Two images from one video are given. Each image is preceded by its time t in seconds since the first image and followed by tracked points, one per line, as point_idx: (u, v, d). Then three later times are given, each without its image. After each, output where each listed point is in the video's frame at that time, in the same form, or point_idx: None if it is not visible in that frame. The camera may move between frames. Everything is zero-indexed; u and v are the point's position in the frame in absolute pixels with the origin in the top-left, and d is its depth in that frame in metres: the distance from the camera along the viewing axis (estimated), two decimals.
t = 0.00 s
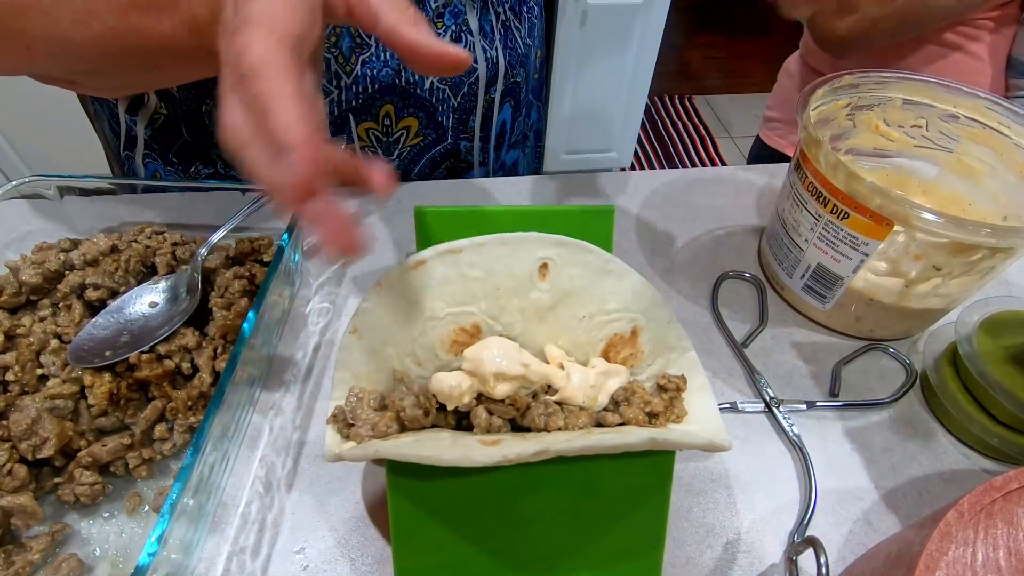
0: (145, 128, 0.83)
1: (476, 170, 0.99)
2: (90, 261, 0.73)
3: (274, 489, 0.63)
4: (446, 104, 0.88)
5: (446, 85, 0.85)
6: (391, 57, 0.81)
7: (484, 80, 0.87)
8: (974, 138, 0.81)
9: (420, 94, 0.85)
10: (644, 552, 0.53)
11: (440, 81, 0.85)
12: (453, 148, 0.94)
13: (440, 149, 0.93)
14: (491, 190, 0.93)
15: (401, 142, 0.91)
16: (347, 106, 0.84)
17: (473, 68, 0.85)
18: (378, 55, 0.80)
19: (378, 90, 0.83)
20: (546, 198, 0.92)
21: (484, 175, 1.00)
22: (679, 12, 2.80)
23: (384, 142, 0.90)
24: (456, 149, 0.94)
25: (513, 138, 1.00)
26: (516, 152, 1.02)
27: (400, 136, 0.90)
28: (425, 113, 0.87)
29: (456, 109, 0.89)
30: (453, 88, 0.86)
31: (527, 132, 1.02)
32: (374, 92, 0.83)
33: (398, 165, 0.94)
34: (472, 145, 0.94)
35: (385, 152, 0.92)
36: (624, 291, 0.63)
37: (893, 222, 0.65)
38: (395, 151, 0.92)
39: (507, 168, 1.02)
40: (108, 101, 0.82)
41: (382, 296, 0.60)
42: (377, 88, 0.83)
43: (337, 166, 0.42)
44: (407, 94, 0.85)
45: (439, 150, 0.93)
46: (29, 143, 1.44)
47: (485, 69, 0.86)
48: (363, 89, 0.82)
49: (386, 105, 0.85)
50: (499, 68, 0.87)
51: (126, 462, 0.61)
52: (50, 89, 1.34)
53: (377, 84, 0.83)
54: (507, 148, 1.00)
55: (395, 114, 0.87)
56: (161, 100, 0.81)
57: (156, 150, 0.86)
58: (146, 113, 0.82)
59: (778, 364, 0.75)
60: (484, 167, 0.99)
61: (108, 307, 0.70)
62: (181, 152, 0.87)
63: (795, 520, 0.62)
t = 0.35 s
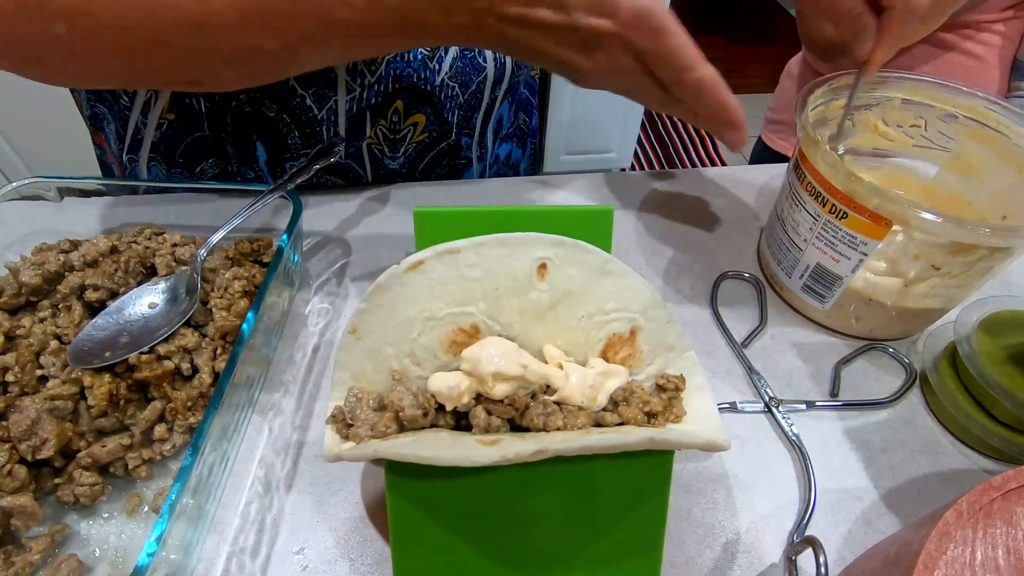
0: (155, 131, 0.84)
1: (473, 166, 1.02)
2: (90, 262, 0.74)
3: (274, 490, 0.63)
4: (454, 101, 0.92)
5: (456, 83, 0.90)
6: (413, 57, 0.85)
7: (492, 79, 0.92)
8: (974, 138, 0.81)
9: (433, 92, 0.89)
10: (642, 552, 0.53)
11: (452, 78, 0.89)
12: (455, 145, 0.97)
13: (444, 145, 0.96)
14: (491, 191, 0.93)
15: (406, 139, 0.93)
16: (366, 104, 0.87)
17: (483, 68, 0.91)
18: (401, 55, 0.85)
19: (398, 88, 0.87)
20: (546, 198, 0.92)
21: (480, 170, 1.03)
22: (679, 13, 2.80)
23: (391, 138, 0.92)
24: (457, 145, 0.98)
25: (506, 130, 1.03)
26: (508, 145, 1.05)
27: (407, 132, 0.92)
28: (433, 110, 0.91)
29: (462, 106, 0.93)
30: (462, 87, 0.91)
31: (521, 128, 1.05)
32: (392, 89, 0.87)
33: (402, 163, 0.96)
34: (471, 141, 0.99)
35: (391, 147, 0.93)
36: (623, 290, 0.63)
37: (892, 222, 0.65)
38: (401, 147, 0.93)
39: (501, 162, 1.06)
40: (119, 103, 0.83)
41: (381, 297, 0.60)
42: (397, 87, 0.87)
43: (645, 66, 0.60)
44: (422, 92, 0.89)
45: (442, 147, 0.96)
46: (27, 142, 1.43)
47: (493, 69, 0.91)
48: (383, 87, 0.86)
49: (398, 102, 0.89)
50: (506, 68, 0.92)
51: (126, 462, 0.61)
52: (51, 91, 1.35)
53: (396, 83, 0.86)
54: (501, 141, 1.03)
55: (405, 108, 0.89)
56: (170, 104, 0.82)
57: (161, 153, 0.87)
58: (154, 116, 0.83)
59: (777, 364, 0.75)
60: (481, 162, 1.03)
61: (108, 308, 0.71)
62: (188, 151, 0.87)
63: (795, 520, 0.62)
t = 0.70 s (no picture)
0: (167, 127, 0.84)
1: (482, 167, 1.02)
2: (90, 263, 0.74)
3: (274, 491, 0.63)
4: (462, 101, 0.92)
5: (465, 83, 0.90)
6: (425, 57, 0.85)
7: (501, 80, 0.92)
8: (973, 136, 0.81)
9: (441, 91, 0.89)
10: (643, 552, 0.53)
11: (461, 78, 0.89)
12: (464, 145, 0.97)
13: (452, 145, 0.96)
14: (491, 191, 0.93)
15: (414, 139, 0.93)
16: (376, 102, 0.87)
17: (492, 69, 0.90)
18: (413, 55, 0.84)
19: (406, 87, 0.87)
20: (546, 198, 0.92)
21: (489, 171, 1.03)
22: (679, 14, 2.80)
23: (400, 138, 0.92)
24: (466, 146, 0.97)
25: (516, 132, 1.03)
26: (517, 146, 1.04)
27: (416, 132, 0.92)
28: (441, 109, 0.91)
29: (471, 106, 0.93)
30: (471, 86, 0.91)
31: (529, 129, 1.04)
32: (401, 88, 0.87)
33: (410, 163, 0.96)
34: (480, 142, 0.98)
35: (399, 147, 0.93)
36: (624, 290, 0.63)
37: (890, 221, 0.65)
38: (410, 147, 0.94)
39: (509, 163, 1.05)
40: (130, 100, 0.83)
41: (381, 297, 0.60)
42: (406, 86, 0.87)
43: (699, 91, 0.63)
44: (430, 91, 0.88)
45: (450, 147, 0.96)
46: (27, 142, 1.43)
47: (503, 69, 0.91)
48: (393, 86, 0.86)
49: (407, 101, 0.89)
50: (515, 69, 0.92)
51: (126, 463, 0.61)
52: (50, 91, 1.35)
53: (406, 82, 0.86)
54: (510, 142, 1.02)
55: (414, 108, 0.89)
56: (181, 99, 0.82)
57: (172, 149, 0.87)
58: (165, 112, 0.83)
59: (778, 364, 0.75)
60: (489, 163, 1.02)
61: (108, 309, 0.71)
62: (200, 147, 0.87)
63: (796, 520, 0.62)
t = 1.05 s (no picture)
0: (172, 127, 0.84)
1: (485, 169, 1.02)
2: (93, 265, 0.74)
3: (277, 492, 0.63)
4: (465, 102, 0.92)
5: (467, 83, 0.90)
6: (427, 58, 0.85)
7: (504, 81, 0.92)
8: (965, 135, 0.82)
9: (442, 91, 0.89)
10: (646, 553, 0.53)
11: (463, 79, 0.89)
12: (467, 147, 0.97)
13: (455, 146, 0.97)
14: (493, 192, 0.93)
15: (418, 140, 0.93)
16: (378, 102, 0.87)
17: (494, 69, 0.90)
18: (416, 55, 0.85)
19: (408, 87, 0.87)
20: (547, 199, 0.92)
21: (492, 173, 1.03)
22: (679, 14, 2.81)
23: (402, 139, 0.92)
24: (469, 147, 0.98)
25: (521, 133, 1.03)
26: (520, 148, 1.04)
27: (418, 133, 0.92)
28: (443, 110, 0.91)
29: (474, 107, 0.93)
30: (473, 87, 0.91)
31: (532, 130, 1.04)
32: (404, 88, 0.87)
33: (414, 164, 0.96)
34: (485, 144, 0.98)
35: (403, 148, 0.93)
36: (626, 291, 0.63)
37: (883, 220, 0.65)
38: (413, 148, 0.94)
39: (513, 165, 1.04)
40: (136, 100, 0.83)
41: (384, 298, 0.60)
42: (409, 86, 0.87)
43: (701, 96, 0.63)
44: (432, 91, 0.88)
45: (453, 148, 0.97)
46: (26, 142, 1.43)
47: (505, 70, 0.91)
48: (395, 86, 0.86)
49: (409, 102, 0.89)
50: (518, 69, 0.92)
51: (129, 465, 0.61)
52: (50, 90, 1.35)
53: (409, 82, 0.86)
54: (513, 143, 1.02)
55: (416, 108, 0.90)
56: (185, 99, 0.82)
57: (178, 148, 0.87)
58: (170, 112, 0.83)
59: (780, 364, 0.75)
60: (493, 165, 1.02)
61: (111, 311, 0.71)
62: (205, 147, 0.88)
63: (798, 520, 0.62)
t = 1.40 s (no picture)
0: (171, 129, 0.85)
1: (484, 167, 1.02)
2: (96, 265, 0.74)
3: (280, 492, 0.63)
4: (464, 102, 0.92)
5: (466, 83, 0.90)
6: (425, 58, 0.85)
7: (502, 80, 0.92)
8: (967, 136, 0.82)
9: (440, 91, 0.89)
10: (649, 553, 0.53)
11: (462, 78, 0.89)
12: (466, 146, 0.97)
13: (455, 145, 0.97)
14: (494, 191, 0.93)
15: (418, 140, 0.94)
16: (377, 102, 0.87)
17: (492, 69, 0.90)
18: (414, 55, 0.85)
19: (407, 87, 0.87)
20: (549, 200, 0.92)
21: (491, 172, 1.03)
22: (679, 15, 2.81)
23: (403, 139, 0.93)
24: (469, 146, 0.98)
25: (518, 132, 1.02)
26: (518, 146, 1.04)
27: (418, 133, 0.93)
28: (442, 110, 0.91)
29: (473, 106, 0.93)
30: (472, 87, 0.91)
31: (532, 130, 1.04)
32: (402, 89, 0.87)
33: (413, 163, 0.96)
34: (483, 143, 0.98)
35: (403, 148, 0.94)
36: (629, 291, 0.63)
37: (885, 220, 0.65)
38: (413, 148, 0.94)
39: (511, 164, 1.04)
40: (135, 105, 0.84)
41: (386, 299, 0.60)
42: (407, 86, 0.87)
43: (675, 107, 0.62)
44: (431, 91, 0.89)
45: (453, 147, 0.97)
46: (25, 142, 1.43)
47: (503, 69, 0.91)
48: (393, 85, 0.86)
49: (409, 102, 0.89)
50: (515, 69, 0.92)
51: (132, 465, 0.61)
52: (50, 91, 1.35)
53: (407, 82, 0.86)
54: (512, 142, 1.02)
55: (415, 108, 0.90)
56: (183, 102, 0.82)
57: (177, 150, 0.88)
58: (169, 116, 0.83)
59: (782, 365, 0.75)
60: (491, 163, 1.02)
61: (114, 311, 0.71)
62: (204, 149, 0.88)
63: (801, 520, 0.62)
